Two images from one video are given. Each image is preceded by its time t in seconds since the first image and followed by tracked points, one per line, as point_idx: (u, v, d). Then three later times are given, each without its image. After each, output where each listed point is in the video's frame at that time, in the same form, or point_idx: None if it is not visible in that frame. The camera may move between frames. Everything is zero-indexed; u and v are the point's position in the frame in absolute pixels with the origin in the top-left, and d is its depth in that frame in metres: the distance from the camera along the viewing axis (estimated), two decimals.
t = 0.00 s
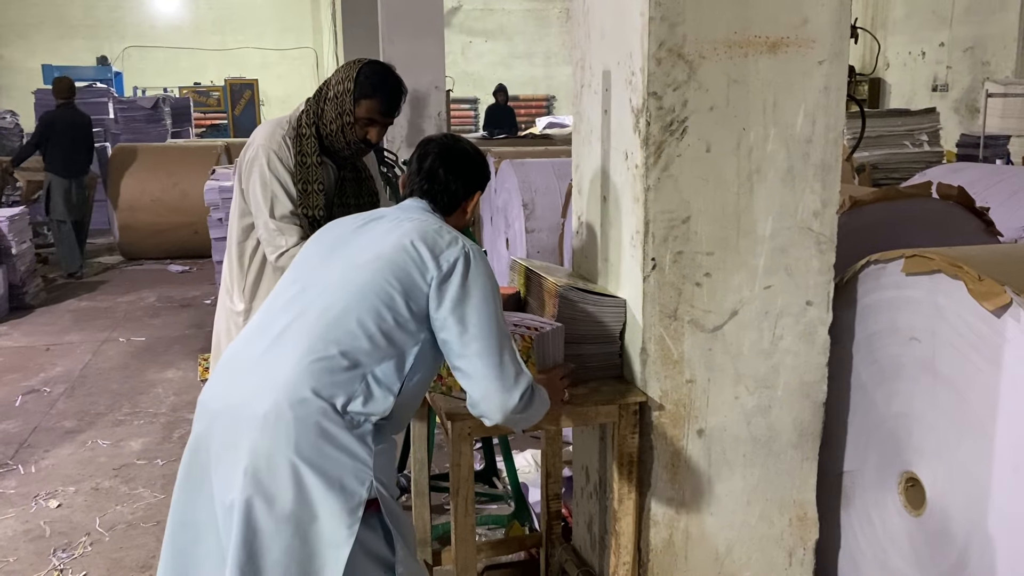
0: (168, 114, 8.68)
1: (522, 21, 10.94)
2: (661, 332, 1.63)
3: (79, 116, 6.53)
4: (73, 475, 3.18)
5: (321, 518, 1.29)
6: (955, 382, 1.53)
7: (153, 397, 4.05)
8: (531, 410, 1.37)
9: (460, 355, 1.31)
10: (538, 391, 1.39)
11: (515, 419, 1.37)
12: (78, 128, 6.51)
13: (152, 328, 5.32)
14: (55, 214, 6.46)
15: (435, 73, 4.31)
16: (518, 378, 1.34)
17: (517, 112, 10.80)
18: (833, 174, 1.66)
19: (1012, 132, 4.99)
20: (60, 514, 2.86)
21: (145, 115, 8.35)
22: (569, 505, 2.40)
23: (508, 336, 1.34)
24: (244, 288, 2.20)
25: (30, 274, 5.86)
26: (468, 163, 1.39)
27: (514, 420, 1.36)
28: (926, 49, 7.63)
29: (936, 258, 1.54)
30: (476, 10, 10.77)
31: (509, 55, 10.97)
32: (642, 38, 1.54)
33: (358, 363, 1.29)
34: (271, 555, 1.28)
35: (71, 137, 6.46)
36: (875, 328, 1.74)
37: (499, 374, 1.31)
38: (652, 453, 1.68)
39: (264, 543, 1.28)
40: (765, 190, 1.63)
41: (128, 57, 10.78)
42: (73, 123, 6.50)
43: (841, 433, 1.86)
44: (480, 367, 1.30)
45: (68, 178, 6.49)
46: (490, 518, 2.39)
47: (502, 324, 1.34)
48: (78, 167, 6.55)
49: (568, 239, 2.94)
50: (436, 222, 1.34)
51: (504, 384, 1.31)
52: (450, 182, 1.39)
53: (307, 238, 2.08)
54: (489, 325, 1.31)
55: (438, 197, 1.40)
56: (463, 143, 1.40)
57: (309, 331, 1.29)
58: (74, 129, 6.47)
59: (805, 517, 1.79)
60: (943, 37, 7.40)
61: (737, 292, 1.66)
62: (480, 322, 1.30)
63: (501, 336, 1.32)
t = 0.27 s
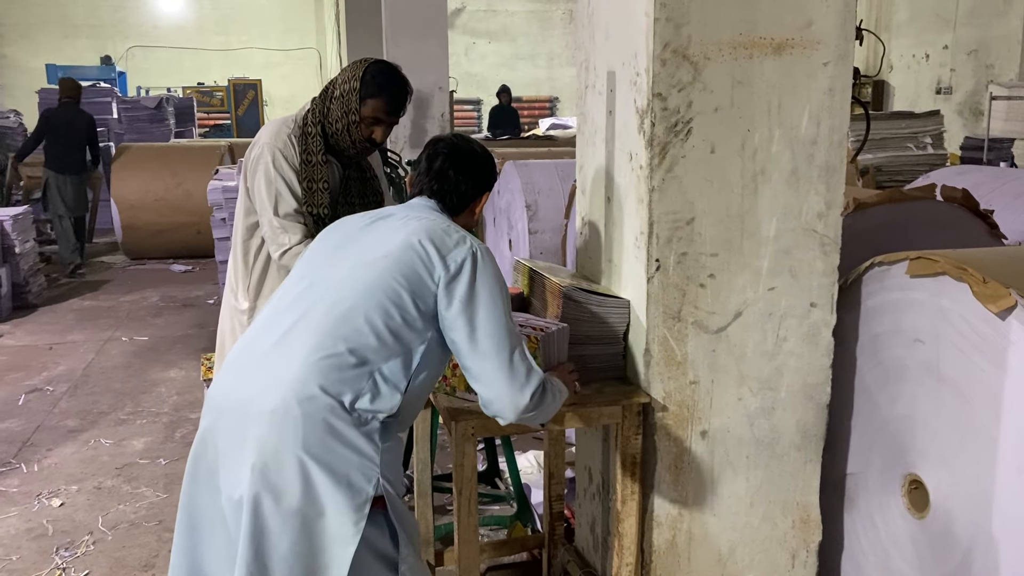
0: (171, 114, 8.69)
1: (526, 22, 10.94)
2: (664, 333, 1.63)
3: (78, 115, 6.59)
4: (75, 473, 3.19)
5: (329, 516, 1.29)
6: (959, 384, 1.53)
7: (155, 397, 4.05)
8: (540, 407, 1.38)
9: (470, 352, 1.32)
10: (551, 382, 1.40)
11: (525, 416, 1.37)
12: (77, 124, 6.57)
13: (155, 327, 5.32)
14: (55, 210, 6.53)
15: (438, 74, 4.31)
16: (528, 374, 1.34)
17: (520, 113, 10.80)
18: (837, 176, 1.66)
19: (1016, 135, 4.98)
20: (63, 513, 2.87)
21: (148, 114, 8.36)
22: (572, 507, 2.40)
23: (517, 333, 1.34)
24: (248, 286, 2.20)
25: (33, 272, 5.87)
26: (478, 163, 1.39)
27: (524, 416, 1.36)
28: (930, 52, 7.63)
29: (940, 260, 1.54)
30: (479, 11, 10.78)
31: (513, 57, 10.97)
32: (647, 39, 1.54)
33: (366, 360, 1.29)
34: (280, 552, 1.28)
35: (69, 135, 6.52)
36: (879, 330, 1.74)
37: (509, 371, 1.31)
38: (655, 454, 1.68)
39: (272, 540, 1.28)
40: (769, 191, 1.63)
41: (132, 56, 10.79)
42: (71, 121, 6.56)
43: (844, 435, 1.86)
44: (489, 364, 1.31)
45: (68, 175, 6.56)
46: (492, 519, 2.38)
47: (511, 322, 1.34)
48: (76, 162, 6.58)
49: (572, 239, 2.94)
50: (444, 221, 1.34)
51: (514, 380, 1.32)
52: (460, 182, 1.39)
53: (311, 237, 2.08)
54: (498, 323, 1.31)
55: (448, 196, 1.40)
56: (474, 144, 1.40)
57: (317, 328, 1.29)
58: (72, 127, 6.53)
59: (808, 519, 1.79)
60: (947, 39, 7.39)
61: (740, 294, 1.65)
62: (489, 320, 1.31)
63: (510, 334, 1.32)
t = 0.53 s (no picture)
0: (176, 114, 8.70)
1: (530, 24, 10.95)
2: (668, 335, 1.63)
3: (80, 113, 6.62)
4: (79, 473, 3.19)
5: (339, 510, 1.29)
6: (963, 388, 1.53)
7: (159, 397, 4.05)
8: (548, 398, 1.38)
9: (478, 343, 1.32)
10: (556, 367, 1.41)
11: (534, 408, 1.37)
12: (78, 122, 6.61)
13: (158, 328, 5.33)
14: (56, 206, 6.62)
15: (443, 76, 4.31)
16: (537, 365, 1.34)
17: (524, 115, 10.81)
18: (842, 179, 1.66)
19: (1020, 139, 4.97)
20: (66, 513, 2.87)
21: (153, 115, 8.37)
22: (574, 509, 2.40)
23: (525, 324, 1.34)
24: (255, 284, 2.20)
25: (37, 272, 5.88)
26: (481, 155, 1.40)
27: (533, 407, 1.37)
28: (934, 56, 7.63)
29: (946, 265, 1.54)
30: (484, 13, 10.79)
31: (517, 58, 10.98)
32: (653, 42, 1.55)
33: (375, 354, 1.29)
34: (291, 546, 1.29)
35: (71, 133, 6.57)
36: (883, 333, 1.74)
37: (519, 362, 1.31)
38: (658, 456, 1.68)
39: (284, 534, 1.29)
40: (774, 194, 1.63)
41: (136, 57, 10.81)
42: (71, 119, 6.60)
43: (848, 439, 1.86)
44: (497, 356, 1.31)
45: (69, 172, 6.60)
46: (495, 520, 2.38)
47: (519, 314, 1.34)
48: (77, 159, 6.61)
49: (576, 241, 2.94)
50: (449, 213, 1.34)
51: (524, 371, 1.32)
52: (463, 173, 1.39)
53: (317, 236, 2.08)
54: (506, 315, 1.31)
55: (453, 187, 1.40)
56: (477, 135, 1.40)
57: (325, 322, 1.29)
58: (73, 124, 6.58)
59: (812, 522, 1.79)
60: (952, 43, 7.39)
61: (745, 297, 1.66)
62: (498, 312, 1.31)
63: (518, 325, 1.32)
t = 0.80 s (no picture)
0: (182, 115, 8.73)
1: (535, 27, 10.96)
2: (674, 337, 1.63)
3: (81, 114, 6.67)
4: (84, 472, 3.20)
5: (349, 508, 1.29)
6: (969, 392, 1.53)
7: (164, 397, 4.06)
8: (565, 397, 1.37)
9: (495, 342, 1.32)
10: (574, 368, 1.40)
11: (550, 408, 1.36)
12: (79, 124, 6.66)
13: (163, 328, 5.34)
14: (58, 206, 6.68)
15: (448, 78, 4.32)
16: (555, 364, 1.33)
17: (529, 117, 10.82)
18: (848, 182, 1.66)
19: None
20: (71, 511, 2.88)
21: (159, 116, 8.39)
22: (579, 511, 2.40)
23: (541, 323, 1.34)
24: (264, 283, 2.21)
25: (43, 272, 5.90)
26: (493, 155, 1.41)
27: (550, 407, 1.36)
28: (940, 60, 7.62)
29: (952, 268, 1.54)
30: (489, 16, 10.81)
31: (522, 61, 10.99)
32: (660, 44, 1.55)
33: (387, 353, 1.30)
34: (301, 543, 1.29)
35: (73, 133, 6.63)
36: (888, 336, 1.74)
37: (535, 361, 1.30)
38: (663, 458, 1.68)
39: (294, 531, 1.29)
40: (780, 197, 1.63)
41: (143, 58, 10.85)
42: (73, 120, 6.65)
43: (853, 442, 1.86)
44: (511, 354, 1.31)
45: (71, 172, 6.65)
46: (499, 522, 2.39)
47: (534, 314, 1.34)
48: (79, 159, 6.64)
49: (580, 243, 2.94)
50: (464, 214, 1.35)
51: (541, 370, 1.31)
52: (475, 173, 1.40)
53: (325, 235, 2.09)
54: (522, 314, 1.31)
55: (466, 187, 1.41)
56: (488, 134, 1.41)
57: (340, 321, 1.30)
58: (75, 126, 6.64)
59: (816, 525, 1.79)
60: (957, 47, 7.39)
61: (751, 299, 1.66)
62: (513, 311, 1.30)
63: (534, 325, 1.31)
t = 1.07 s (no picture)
0: (187, 116, 8.75)
1: (540, 29, 10.97)
2: (680, 339, 1.63)
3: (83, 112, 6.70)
4: (89, 471, 3.21)
5: (360, 496, 1.30)
6: (975, 395, 1.52)
7: (168, 397, 4.07)
8: (571, 370, 1.38)
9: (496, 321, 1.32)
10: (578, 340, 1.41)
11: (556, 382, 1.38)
12: (80, 124, 6.69)
13: (168, 328, 5.35)
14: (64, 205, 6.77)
15: (453, 79, 4.33)
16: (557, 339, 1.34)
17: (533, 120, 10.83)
18: (855, 185, 1.66)
19: None
20: (76, 510, 2.89)
21: (165, 116, 8.41)
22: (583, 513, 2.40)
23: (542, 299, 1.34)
24: (270, 282, 2.21)
25: (48, 272, 5.92)
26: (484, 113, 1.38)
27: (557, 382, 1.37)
28: (946, 64, 7.62)
29: (959, 271, 1.54)
30: (494, 18, 10.82)
31: (526, 63, 11.00)
32: (667, 45, 1.55)
33: (391, 341, 1.30)
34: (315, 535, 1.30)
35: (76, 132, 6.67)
36: (894, 339, 1.74)
37: (539, 339, 1.31)
38: (668, 460, 1.68)
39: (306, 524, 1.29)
40: (786, 199, 1.63)
41: (149, 59, 10.88)
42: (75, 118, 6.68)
43: (858, 444, 1.85)
44: (513, 340, 1.32)
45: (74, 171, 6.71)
46: (504, 523, 2.39)
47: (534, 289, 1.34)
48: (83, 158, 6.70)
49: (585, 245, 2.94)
50: (456, 187, 1.33)
51: (546, 347, 1.32)
52: (465, 132, 1.37)
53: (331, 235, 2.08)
54: (522, 291, 1.31)
55: (457, 148, 1.38)
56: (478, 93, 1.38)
57: (340, 311, 1.30)
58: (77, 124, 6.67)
59: (821, 528, 1.79)
60: (963, 51, 7.38)
61: (757, 301, 1.65)
62: (513, 290, 1.30)
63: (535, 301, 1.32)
